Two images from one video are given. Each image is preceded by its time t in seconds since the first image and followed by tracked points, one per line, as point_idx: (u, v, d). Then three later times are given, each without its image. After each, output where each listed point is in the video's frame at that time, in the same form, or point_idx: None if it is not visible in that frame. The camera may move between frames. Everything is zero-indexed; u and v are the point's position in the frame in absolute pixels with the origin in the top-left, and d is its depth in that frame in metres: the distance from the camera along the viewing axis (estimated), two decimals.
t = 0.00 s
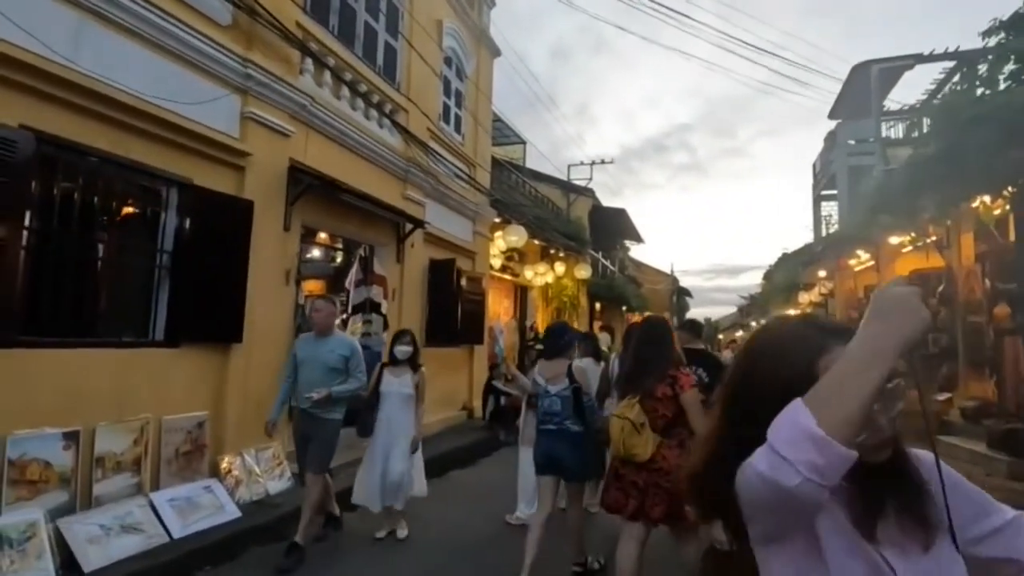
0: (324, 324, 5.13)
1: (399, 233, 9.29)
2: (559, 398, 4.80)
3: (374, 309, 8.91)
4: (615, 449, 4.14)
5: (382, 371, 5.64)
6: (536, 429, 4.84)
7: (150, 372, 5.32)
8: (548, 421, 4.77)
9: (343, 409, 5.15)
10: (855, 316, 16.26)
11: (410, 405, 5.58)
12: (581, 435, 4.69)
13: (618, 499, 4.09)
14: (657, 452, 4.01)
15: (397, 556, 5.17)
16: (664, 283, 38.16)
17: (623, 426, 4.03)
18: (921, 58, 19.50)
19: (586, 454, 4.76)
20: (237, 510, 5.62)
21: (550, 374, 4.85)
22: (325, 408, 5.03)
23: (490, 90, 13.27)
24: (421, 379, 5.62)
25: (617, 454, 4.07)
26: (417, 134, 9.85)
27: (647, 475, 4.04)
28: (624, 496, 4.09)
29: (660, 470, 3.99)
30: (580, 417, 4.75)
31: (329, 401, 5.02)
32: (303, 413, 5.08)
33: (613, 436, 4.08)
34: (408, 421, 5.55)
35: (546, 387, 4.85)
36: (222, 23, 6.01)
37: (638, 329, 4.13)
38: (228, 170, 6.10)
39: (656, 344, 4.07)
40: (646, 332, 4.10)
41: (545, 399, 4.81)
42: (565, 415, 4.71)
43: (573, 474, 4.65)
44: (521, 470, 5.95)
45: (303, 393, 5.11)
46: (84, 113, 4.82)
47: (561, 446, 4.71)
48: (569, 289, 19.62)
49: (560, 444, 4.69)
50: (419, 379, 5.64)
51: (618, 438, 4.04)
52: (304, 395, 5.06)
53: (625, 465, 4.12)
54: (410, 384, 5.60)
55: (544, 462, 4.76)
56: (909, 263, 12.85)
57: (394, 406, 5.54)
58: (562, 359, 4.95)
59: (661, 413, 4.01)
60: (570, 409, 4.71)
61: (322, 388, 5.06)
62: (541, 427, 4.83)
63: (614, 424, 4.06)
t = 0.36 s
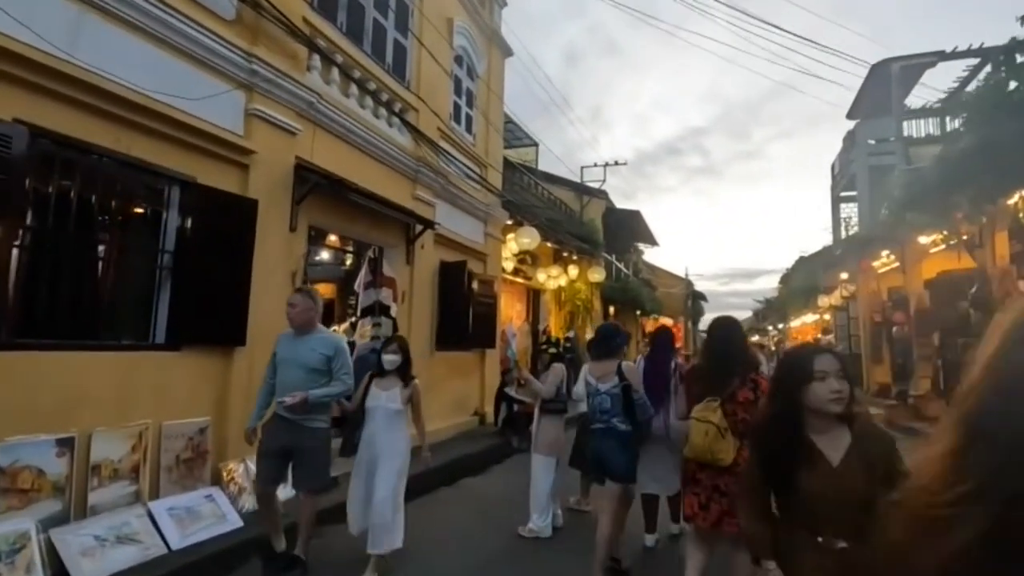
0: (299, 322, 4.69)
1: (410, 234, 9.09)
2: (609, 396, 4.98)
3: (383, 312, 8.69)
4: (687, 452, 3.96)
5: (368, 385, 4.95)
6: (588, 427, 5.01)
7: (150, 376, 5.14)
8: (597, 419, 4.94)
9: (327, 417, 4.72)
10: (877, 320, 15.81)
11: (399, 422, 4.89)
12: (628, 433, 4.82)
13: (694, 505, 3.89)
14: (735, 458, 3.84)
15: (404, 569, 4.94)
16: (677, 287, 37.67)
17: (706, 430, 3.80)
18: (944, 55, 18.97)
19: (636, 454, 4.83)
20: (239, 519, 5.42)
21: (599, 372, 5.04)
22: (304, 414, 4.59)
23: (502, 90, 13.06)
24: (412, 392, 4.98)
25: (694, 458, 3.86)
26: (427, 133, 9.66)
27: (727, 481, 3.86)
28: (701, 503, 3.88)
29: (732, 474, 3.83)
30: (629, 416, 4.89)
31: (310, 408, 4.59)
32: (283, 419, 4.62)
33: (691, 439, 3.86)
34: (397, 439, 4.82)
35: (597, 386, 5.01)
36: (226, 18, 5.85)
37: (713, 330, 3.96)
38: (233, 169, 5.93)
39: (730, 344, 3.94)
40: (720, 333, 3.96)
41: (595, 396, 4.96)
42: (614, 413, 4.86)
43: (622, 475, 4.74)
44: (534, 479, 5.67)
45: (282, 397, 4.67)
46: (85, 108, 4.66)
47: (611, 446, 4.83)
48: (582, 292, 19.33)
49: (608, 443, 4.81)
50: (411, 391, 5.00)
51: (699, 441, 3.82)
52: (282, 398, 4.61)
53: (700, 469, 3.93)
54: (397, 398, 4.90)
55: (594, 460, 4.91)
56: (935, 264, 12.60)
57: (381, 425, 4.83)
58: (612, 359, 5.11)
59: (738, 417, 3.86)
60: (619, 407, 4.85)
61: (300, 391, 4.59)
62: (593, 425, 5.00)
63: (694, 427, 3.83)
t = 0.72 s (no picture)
0: (246, 336, 3.88)
1: (420, 242, 8.85)
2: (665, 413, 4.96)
3: (392, 322, 8.34)
4: (755, 475, 3.86)
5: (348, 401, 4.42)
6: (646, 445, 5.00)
7: (146, 390, 4.91)
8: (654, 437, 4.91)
9: (290, 446, 3.89)
10: (905, 329, 15.23)
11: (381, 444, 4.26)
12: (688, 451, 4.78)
13: (764, 529, 3.80)
14: (803, 481, 3.73)
15: None
16: (693, 295, 37.04)
17: (775, 453, 3.70)
18: (971, 56, 18.41)
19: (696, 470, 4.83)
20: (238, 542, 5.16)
21: (654, 390, 4.98)
22: (260, 444, 3.77)
23: (515, 96, 12.84)
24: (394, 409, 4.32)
25: (761, 482, 3.76)
26: (438, 139, 9.45)
27: (796, 506, 3.74)
28: (770, 527, 3.79)
29: (803, 498, 3.70)
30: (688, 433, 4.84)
31: (264, 437, 3.77)
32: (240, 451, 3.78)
33: (757, 463, 3.77)
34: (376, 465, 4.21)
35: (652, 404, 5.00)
36: (228, 19, 5.70)
37: (765, 351, 3.91)
38: (236, 174, 5.74)
39: (789, 362, 3.86)
40: (773, 352, 3.90)
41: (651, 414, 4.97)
42: (672, 430, 4.85)
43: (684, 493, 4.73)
44: (548, 498, 5.33)
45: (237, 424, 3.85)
46: (80, 111, 4.49)
47: (670, 464, 4.83)
48: (597, 301, 18.93)
49: (667, 462, 4.82)
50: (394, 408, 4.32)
51: (766, 465, 3.72)
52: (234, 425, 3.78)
53: (766, 491, 3.82)
54: (377, 418, 4.30)
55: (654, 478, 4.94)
56: (971, 270, 12.15)
57: (358, 450, 4.22)
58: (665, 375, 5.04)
59: (803, 438, 3.79)
60: (677, 424, 4.84)
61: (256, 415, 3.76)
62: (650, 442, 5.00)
63: (760, 451, 3.74)
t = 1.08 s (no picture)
0: (175, 323, 3.18)
1: (418, 238, 8.65)
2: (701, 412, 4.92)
3: (390, 319, 8.24)
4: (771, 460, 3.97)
5: (288, 401, 3.88)
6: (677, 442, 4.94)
7: (128, 389, 4.77)
8: (692, 435, 4.84)
9: (225, 448, 3.18)
10: (916, 327, 14.94)
11: (322, 451, 3.71)
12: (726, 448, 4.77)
13: (778, 511, 3.88)
14: (818, 465, 3.82)
15: None
16: (700, 293, 36.71)
17: (787, 438, 3.81)
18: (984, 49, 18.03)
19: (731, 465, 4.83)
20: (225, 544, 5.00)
21: (693, 389, 4.94)
22: (187, 449, 3.08)
23: (517, 91, 12.64)
24: (339, 410, 3.75)
25: (776, 465, 3.87)
26: (437, 133, 9.27)
27: (811, 489, 3.83)
28: (784, 508, 3.87)
29: (821, 482, 3.80)
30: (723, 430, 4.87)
31: (189, 440, 3.09)
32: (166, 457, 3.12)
33: (772, 448, 3.89)
34: (316, 475, 3.68)
35: (689, 403, 4.94)
36: (216, 7, 5.55)
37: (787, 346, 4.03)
38: (224, 167, 5.58)
39: (810, 357, 3.99)
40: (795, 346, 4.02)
41: (686, 413, 4.89)
42: (710, 427, 4.81)
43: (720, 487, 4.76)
44: (545, 502, 5.13)
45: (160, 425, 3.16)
46: (59, 100, 4.35)
47: (705, 459, 4.80)
48: (601, 299, 18.74)
49: (704, 458, 4.77)
50: (338, 407, 3.77)
51: (781, 448, 3.84)
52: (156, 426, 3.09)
53: (783, 475, 3.92)
54: (319, 420, 3.74)
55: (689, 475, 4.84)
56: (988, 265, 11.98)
57: (296, 459, 3.69)
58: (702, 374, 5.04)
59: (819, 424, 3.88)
60: (715, 423, 4.81)
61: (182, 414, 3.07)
62: (683, 440, 4.92)
63: (774, 436, 3.86)
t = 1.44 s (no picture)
0: (56, 326, 2.66)
1: (409, 236, 8.44)
2: (734, 410, 5.15)
3: (380, 320, 8.06)
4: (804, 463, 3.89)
5: (194, 414, 3.16)
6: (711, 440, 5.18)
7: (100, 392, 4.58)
8: (724, 432, 5.09)
9: (107, 478, 2.63)
10: (921, 328, 14.68)
11: (235, 473, 3.03)
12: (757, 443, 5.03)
13: (810, 517, 3.83)
14: (855, 472, 3.79)
15: None
16: (703, 294, 36.48)
17: (826, 443, 3.75)
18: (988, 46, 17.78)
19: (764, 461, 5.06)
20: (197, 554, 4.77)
21: (724, 387, 5.21)
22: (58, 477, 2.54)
23: (513, 87, 12.43)
24: (258, 425, 3.06)
25: (811, 469, 3.83)
26: (429, 129, 9.07)
27: (846, 495, 3.79)
28: (818, 511, 3.82)
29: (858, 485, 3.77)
30: (754, 427, 5.15)
31: (53, 472, 2.52)
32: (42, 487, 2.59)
33: (808, 451, 3.83)
34: (224, 509, 2.98)
35: (722, 401, 5.17)
36: None
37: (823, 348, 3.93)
38: (201, 161, 5.39)
39: (845, 360, 3.91)
40: (832, 349, 3.93)
41: (719, 410, 5.13)
42: (743, 425, 5.07)
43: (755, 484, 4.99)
44: (533, 510, 4.91)
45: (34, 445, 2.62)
46: (22, 89, 4.16)
47: (738, 453, 5.05)
48: (601, 299, 18.53)
49: (739, 453, 5.02)
50: (257, 421, 3.08)
51: (818, 453, 3.78)
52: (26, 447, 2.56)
53: (817, 478, 3.85)
54: (229, 437, 3.03)
55: (723, 471, 5.09)
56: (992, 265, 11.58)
57: (202, 488, 3.00)
58: (732, 373, 5.33)
59: (856, 430, 3.85)
60: (747, 420, 5.07)
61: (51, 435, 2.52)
62: (716, 437, 5.18)
63: (812, 440, 3.80)
